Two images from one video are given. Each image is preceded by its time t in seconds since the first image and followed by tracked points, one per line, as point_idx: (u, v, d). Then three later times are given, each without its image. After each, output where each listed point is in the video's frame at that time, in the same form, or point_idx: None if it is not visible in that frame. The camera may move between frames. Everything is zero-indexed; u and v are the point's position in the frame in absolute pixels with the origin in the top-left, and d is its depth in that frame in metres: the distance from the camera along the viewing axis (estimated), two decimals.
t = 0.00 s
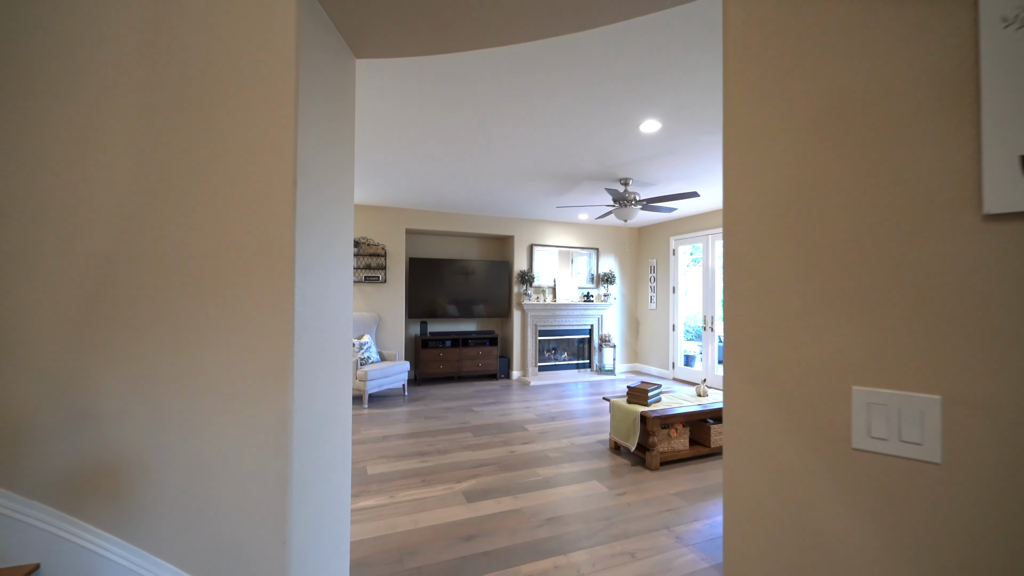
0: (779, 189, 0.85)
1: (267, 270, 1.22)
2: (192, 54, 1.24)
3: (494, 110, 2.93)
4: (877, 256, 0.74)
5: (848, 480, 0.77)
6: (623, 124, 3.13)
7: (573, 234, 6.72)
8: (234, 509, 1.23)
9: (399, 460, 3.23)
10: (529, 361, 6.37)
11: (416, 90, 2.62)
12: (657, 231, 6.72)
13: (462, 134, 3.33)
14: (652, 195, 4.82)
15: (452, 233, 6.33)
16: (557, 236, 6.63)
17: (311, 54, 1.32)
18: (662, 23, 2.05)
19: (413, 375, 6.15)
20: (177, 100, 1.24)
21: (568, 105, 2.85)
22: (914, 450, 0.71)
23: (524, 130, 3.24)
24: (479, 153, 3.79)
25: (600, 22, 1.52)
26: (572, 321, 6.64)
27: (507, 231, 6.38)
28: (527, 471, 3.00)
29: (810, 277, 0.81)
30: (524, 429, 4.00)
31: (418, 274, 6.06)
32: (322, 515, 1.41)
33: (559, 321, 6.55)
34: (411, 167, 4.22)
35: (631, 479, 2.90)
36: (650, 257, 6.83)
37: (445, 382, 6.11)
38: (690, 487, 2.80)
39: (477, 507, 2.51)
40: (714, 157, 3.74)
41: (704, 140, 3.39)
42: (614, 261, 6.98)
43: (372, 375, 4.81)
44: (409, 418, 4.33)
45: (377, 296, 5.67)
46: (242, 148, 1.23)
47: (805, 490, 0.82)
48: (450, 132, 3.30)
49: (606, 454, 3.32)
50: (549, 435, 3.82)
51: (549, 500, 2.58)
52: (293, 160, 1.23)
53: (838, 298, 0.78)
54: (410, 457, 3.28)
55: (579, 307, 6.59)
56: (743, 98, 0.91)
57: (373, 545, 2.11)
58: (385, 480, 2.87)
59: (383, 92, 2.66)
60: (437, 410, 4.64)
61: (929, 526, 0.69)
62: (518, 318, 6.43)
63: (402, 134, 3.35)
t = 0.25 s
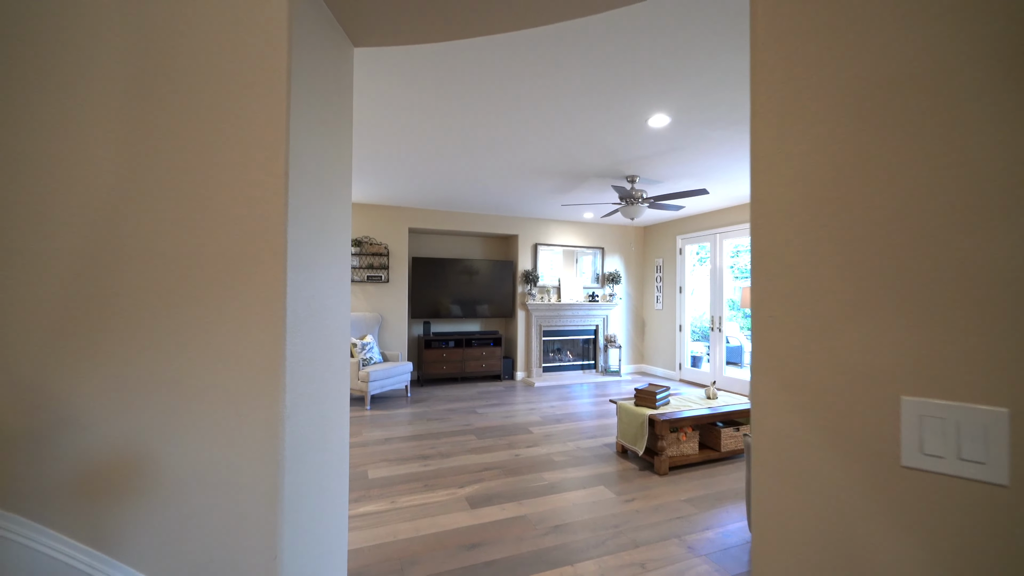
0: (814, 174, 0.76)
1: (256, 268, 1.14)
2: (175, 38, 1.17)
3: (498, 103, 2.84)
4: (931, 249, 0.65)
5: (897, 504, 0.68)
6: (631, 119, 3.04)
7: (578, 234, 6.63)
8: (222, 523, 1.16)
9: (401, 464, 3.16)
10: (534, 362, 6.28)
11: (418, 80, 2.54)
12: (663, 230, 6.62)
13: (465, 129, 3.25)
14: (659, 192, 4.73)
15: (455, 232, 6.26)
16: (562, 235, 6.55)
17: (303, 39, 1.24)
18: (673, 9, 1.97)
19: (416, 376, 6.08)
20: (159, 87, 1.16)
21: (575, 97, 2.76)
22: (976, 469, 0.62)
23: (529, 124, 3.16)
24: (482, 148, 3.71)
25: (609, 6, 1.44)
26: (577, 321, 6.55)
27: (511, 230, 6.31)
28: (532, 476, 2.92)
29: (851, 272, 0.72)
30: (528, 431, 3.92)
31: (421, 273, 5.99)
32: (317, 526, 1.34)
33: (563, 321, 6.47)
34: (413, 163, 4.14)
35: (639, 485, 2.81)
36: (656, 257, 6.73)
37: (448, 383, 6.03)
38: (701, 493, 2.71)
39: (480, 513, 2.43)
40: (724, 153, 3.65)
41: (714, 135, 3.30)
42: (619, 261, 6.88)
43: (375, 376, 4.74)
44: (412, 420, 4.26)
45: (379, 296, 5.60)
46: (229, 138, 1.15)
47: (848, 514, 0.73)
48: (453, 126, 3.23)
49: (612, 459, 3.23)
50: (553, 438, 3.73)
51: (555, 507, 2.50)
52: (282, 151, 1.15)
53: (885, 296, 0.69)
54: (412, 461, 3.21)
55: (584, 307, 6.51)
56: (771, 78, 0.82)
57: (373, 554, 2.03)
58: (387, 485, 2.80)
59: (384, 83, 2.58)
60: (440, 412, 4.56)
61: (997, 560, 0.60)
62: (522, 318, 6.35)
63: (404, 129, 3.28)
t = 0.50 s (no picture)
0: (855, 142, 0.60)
1: (240, 269, 1.03)
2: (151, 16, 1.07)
3: (503, 96, 2.76)
4: None
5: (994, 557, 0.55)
6: (640, 113, 2.95)
7: (582, 233, 6.54)
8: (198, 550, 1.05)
9: (402, 469, 3.08)
10: (538, 363, 6.19)
11: (420, 71, 2.46)
12: (669, 229, 6.52)
13: (469, 123, 3.17)
14: (667, 191, 4.63)
15: (459, 232, 6.18)
16: (566, 235, 6.46)
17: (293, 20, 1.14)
18: None
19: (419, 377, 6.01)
20: (135, 71, 1.06)
21: (583, 89, 2.67)
22: None
23: (534, 118, 3.07)
24: (486, 145, 3.62)
25: None
26: (582, 322, 6.45)
27: (514, 230, 6.22)
28: (537, 483, 2.83)
29: (909, 263, 0.56)
30: (533, 435, 3.83)
31: (424, 273, 5.92)
32: (309, 549, 1.24)
33: (568, 322, 6.37)
34: (416, 160, 4.07)
35: (648, 492, 2.71)
36: (663, 257, 6.63)
37: (451, 384, 5.95)
38: (712, 502, 2.61)
39: (484, 522, 2.34)
40: (735, 149, 3.54)
41: (724, 130, 3.20)
42: (624, 261, 6.78)
43: (377, 378, 4.67)
44: (414, 423, 4.18)
45: (382, 296, 5.53)
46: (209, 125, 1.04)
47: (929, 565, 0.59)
48: (456, 121, 3.14)
49: (620, 464, 3.14)
50: (559, 443, 3.64)
51: (561, 516, 2.41)
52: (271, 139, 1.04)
53: (959, 292, 0.53)
54: (414, 466, 3.13)
55: (589, 308, 6.41)
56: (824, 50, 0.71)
57: (372, 565, 1.95)
58: (387, 492, 2.72)
59: (384, 75, 2.50)
60: (443, 414, 4.49)
61: None
62: (526, 319, 6.26)
63: (406, 124, 3.19)
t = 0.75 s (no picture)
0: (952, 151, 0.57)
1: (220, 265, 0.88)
2: None
3: (506, 89, 2.67)
4: None
5: None
6: (648, 109, 2.86)
7: (586, 233, 6.45)
8: None
9: (403, 475, 3.00)
10: (542, 365, 6.10)
11: (420, 62, 2.37)
12: (675, 228, 6.41)
13: (471, 118, 3.08)
14: (673, 189, 4.53)
15: (461, 232, 6.10)
16: (570, 234, 6.37)
17: None
18: None
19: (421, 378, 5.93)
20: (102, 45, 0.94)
21: (590, 83, 2.58)
22: None
23: (538, 113, 2.99)
24: (489, 142, 3.54)
25: None
26: (586, 323, 6.36)
27: (518, 229, 6.13)
28: (542, 490, 2.74)
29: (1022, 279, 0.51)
30: (537, 439, 3.74)
31: (426, 274, 5.84)
32: None
33: (572, 323, 6.28)
34: (417, 158, 3.99)
35: (657, 501, 2.62)
36: (668, 257, 6.53)
37: (453, 386, 5.87)
38: (724, 511, 2.51)
39: (487, 532, 2.25)
40: (744, 147, 3.45)
41: (735, 126, 3.09)
42: (629, 261, 6.69)
43: (377, 380, 4.59)
44: (416, 426, 4.11)
45: (383, 297, 5.46)
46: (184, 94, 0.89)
47: None
48: (459, 116, 3.06)
49: (627, 471, 3.05)
50: (563, 448, 3.55)
51: (567, 526, 2.31)
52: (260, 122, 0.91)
53: None
54: (414, 471, 3.05)
55: (593, 309, 6.32)
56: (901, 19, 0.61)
57: None
58: (387, 499, 2.64)
59: (384, 67, 2.42)
60: (444, 417, 4.41)
61: None
62: (529, 319, 6.17)
63: (407, 119, 3.11)
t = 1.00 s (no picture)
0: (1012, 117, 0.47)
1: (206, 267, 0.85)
2: None
3: (509, 83, 2.60)
4: None
5: None
6: (654, 103, 2.78)
7: (590, 233, 6.37)
8: None
9: (403, 479, 2.94)
10: (544, 366, 6.03)
11: (420, 54, 2.31)
12: (679, 228, 6.33)
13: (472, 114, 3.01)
14: (678, 187, 4.45)
15: (463, 231, 6.04)
16: (573, 234, 6.29)
17: None
18: None
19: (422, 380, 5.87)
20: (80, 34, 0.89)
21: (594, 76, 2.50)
22: None
23: (540, 108, 2.91)
24: (491, 138, 3.47)
25: None
26: (589, 324, 6.28)
27: (520, 229, 6.06)
28: (545, 495, 2.67)
29: None
30: (540, 443, 3.67)
31: (428, 274, 5.77)
32: None
33: (575, 323, 6.21)
34: (417, 155, 3.92)
35: (664, 508, 2.54)
36: (672, 256, 6.45)
37: (455, 387, 5.80)
38: (733, 518, 2.44)
39: (488, 540, 2.19)
40: (752, 143, 3.37)
41: (742, 122, 3.01)
42: (633, 261, 6.61)
43: (378, 382, 4.53)
44: (416, 429, 4.04)
45: (383, 297, 5.40)
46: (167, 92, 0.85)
47: None
48: (460, 111, 3.00)
49: (632, 475, 2.98)
50: (567, 451, 3.48)
51: (571, 534, 2.25)
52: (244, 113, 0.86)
53: None
54: (415, 476, 2.99)
55: (596, 309, 6.24)
56: None
57: None
58: (386, 505, 2.58)
59: (383, 60, 2.35)
60: (446, 419, 4.34)
61: None
62: (532, 320, 6.10)
63: (407, 114, 3.05)
